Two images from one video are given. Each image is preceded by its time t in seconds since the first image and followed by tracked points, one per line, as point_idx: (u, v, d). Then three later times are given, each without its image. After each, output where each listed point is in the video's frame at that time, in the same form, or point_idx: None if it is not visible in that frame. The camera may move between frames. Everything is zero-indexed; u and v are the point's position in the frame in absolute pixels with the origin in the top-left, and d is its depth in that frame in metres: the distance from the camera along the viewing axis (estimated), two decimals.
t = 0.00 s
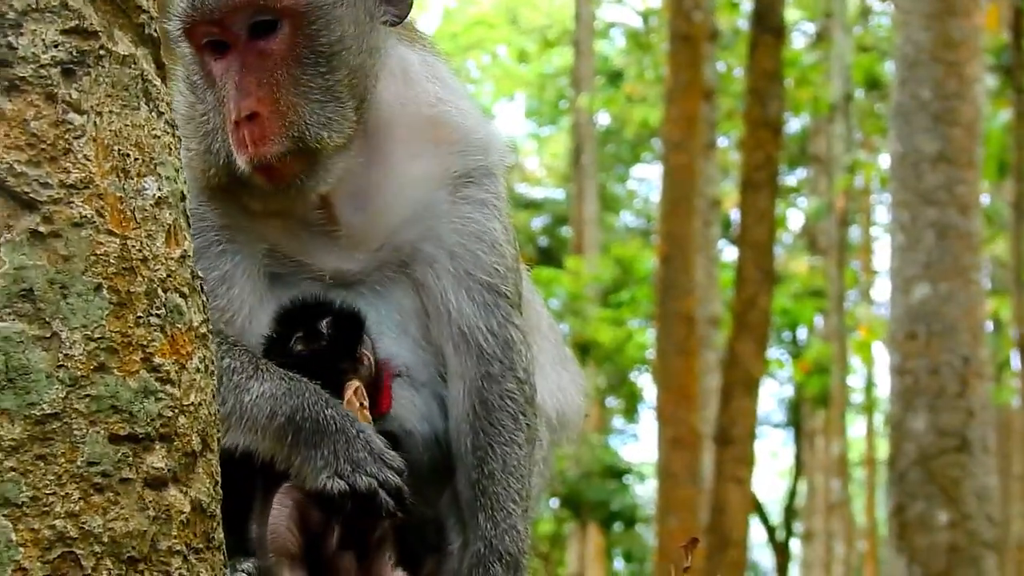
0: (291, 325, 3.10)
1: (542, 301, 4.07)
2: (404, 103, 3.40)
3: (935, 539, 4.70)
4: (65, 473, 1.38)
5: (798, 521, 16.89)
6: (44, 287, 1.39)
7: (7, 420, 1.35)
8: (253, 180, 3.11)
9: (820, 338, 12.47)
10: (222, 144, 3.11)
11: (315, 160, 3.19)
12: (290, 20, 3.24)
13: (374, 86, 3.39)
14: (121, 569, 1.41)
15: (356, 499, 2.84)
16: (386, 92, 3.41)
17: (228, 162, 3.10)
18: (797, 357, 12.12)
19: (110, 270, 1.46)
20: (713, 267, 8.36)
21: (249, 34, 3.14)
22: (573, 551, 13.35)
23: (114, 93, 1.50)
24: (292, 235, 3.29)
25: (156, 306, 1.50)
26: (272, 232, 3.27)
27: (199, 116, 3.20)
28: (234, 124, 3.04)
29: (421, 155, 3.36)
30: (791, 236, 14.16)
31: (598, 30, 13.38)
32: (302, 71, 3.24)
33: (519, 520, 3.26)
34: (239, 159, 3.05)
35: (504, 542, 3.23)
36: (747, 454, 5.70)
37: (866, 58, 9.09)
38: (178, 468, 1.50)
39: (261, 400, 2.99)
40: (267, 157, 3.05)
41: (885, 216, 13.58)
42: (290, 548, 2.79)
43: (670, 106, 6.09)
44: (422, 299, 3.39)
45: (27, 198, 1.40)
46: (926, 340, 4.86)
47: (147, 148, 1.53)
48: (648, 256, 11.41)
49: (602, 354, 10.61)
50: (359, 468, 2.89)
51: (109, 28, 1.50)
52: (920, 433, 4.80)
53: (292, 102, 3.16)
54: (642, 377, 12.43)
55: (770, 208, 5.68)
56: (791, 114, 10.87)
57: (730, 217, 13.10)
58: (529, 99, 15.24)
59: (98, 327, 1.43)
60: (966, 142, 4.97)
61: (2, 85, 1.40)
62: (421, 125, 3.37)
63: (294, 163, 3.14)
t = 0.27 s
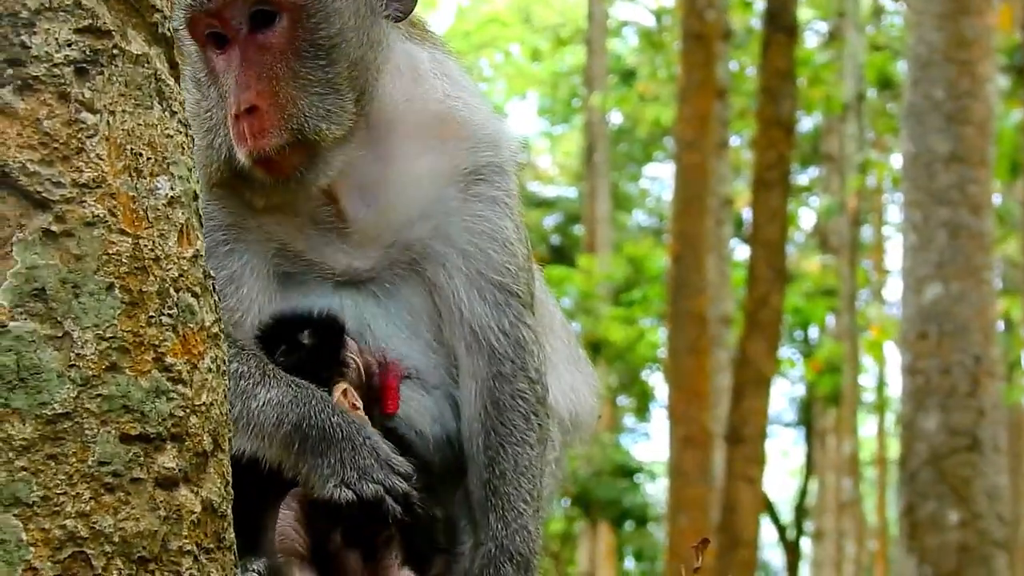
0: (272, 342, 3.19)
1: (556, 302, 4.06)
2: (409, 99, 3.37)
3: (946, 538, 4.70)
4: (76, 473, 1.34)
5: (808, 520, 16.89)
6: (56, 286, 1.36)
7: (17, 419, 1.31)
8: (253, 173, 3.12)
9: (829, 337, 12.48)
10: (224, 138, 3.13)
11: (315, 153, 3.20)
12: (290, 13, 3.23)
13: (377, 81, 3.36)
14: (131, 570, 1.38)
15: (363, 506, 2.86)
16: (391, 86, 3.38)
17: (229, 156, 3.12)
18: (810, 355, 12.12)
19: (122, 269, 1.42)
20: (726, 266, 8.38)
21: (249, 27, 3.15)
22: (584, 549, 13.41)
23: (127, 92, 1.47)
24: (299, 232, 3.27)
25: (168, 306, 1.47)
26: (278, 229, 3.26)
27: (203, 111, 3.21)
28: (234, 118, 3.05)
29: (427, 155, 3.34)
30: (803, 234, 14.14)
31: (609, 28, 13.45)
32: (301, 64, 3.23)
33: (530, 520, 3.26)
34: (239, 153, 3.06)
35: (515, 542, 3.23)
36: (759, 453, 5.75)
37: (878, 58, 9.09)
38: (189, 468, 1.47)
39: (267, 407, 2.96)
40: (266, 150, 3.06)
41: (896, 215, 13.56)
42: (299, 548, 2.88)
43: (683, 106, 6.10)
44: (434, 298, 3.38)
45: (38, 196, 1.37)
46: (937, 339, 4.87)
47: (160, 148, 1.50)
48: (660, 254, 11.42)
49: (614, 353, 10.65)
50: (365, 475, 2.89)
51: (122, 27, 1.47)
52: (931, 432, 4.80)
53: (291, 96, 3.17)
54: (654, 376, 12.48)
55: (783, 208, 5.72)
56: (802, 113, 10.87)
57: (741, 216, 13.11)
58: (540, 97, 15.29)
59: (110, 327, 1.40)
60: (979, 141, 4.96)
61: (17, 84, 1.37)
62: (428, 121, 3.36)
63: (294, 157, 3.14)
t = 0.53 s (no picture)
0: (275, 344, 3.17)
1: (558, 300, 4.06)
2: (409, 97, 3.36)
3: (949, 539, 4.69)
4: (79, 474, 1.34)
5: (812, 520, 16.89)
6: (58, 288, 1.36)
7: (19, 421, 1.31)
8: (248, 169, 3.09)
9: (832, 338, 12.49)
10: (220, 135, 3.10)
11: (310, 150, 3.17)
12: (286, 10, 3.21)
13: (376, 80, 3.34)
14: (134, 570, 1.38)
15: (370, 508, 2.85)
16: (392, 84, 3.37)
17: (224, 153, 3.09)
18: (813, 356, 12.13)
19: (125, 270, 1.42)
20: (730, 265, 8.39)
21: (246, 24, 3.13)
22: (587, 548, 13.44)
23: (130, 92, 1.47)
24: (301, 231, 3.27)
25: (170, 306, 1.47)
26: (282, 228, 3.25)
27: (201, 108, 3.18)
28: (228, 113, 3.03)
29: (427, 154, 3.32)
30: (806, 235, 14.13)
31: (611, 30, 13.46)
32: (298, 60, 3.21)
33: (533, 520, 3.27)
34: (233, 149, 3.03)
35: (518, 542, 3.24)
36: (763, 453, 5.77)
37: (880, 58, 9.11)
38: (192, 469, 1.46)
39: (273, 411, 2.96)
40: (261, 146, 3.03)
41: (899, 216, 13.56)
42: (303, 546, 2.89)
43: (686, 106, 6.12)
44: (437, 299, 3.36)
45: (41, 198, 1.36)
46: (940, 340, 4.88)
47: (163, 148, 1.50)
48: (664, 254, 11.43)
49: (617, 353, 10.67)
50: (374, 475, 2.88)
51: (125, 28, 1.47)
52: (935, 433, 4.80)
53: (286, 92, 3.15)
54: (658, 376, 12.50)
55: (788, 209, 5.73)
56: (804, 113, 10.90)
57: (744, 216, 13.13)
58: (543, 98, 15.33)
59: (112, 328, 1.40)
60: (983, 142, 4.96)
61: (21, 85, 1.37)
62: (427, 119, 3.34)
63: (289, 153, 3.12)
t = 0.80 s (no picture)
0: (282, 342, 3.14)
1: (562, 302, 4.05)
2: (404, 97, 3.35)
3: (950, 539, 4.68)
4: (82, 474, 1.34)
5: (815, 520, 16.87)
6: (61, 288, 1.36)
7: (25, 420, 1.31)
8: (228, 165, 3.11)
9: (834, 338, 12.49)
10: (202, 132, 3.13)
11: (289, 145, 3.17)
12: (266, 7, 3.21)
13: (371, 78, 3.34)
14: (138, 570, 1.38)
15: (380, 509, 2.81)
16: (386, 83, 3.36)
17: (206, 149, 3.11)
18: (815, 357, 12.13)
19: (128, 271, 1.42)
20: (731, 266, 8.38)
21: (229, 21, 3.13)
22: (589, 549, 13.44)
23: (133, 93, 1.47)
24: (304, 229, 3.26)
25: (174, 307, 1.47)
26: (287, 225, 3.26)
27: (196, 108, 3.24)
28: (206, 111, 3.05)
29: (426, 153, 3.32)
30: (808, 236, 14.13)
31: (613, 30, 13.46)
32: (276, 56, 3.20)
33: (536, 521, 3.26)
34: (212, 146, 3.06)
35: (521, 543, 3.23)
36: (764, 453, 5.77)
37: (882, 61, 9.11)
38: (196, 470, 1.46)
39: (282, 413, 2.93)
40: (235, 140, 3.04)
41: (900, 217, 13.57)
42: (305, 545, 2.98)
43: (687, 107, 6.12)
44: (439, 299, 3.35)
45: (46, 198, 1.37)
46: (942, 340, 4.88)
47: (165, 149, 1.50)
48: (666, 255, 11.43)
49: (619, 353, 10.68)
50: (383, 477, 2.85)
51: (128, 28, 1.47)
52: (937, 433, 4.80)
53: (263, 87, 3.14)
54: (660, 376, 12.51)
55: (788, 209, 5.74)
56: (806, 114, 10.90)
57: (746, 217, 13.14)
58: (545, 98, 15.34)
59: (116, 328, 1.40)
60: (984, 142, 4.96)
61: (25, 84, 1.37)
62: (424, 118, 3.35)
63: (266, 147, 3.11)
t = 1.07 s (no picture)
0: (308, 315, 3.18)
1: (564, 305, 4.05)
2: (401, 97, 3.36)
3: (952, 540, 4.68)
4: (82, 476, 1.34)
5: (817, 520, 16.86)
6: (62, 290, 1.36)
7: (26, 421, 1.31)
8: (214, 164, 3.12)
9: (837, 339, 12.48)
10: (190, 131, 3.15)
11: (275, 144, 3.17)
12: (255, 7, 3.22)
13: (366, 80, 3.35)
14: (139, 571, 1.38)
15: (383, 510, 2.85)
16: (382, 83, 3.37)
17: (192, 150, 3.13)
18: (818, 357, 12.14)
19: (129, 272, 1.42)
20: (734, 266, 8.39)
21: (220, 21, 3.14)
22: (591, 549, 13.44)
23: (135, 94, 1.47)
24: (304, 230, 3.26)
25: (175, 308, 1.47)
26: (286, 225, 3.24)
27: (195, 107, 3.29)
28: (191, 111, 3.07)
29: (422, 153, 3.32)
30: (810, 237, 14.14)
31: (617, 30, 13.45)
32: (262, 54, 3.20)
33: (537, 523, 3.26)
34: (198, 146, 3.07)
35: (521, 545, 3.23)
36: (767, 454, 5.77)
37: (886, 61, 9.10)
38: (197, 471, 1.47)
39: (282, 413, 2.93)
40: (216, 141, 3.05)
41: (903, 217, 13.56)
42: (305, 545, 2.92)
43: (690, 107, 6.12)
44: (439, 301, 3.35)
45: (47, 200, 1.37)
46: (944, 341, 4.87)
47: (166, 150, 1.50)
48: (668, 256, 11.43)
49: (621, 353, 10.68)
50: (384, 478, 2.87)
51: (130, 29, 1.47)
52: (939, 434, 4.79)
53: (249, 86, 3.14)
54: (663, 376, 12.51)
55: (791, 209, 5.73)
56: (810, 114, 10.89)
57: (749, 217, 13.13)
58: (548, 98, 15.33)
59: (117, 330, 1.40)
60: (988, 143, 4.96)
61: (27, 86, 1.37)
62: (421, 118, 3.35)
63: (251, 147, 3.12)
